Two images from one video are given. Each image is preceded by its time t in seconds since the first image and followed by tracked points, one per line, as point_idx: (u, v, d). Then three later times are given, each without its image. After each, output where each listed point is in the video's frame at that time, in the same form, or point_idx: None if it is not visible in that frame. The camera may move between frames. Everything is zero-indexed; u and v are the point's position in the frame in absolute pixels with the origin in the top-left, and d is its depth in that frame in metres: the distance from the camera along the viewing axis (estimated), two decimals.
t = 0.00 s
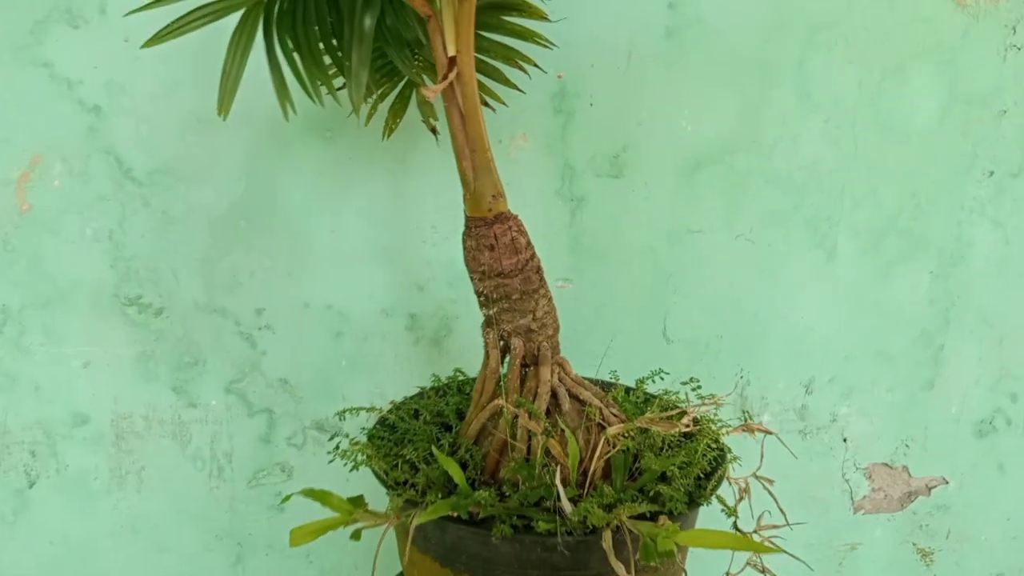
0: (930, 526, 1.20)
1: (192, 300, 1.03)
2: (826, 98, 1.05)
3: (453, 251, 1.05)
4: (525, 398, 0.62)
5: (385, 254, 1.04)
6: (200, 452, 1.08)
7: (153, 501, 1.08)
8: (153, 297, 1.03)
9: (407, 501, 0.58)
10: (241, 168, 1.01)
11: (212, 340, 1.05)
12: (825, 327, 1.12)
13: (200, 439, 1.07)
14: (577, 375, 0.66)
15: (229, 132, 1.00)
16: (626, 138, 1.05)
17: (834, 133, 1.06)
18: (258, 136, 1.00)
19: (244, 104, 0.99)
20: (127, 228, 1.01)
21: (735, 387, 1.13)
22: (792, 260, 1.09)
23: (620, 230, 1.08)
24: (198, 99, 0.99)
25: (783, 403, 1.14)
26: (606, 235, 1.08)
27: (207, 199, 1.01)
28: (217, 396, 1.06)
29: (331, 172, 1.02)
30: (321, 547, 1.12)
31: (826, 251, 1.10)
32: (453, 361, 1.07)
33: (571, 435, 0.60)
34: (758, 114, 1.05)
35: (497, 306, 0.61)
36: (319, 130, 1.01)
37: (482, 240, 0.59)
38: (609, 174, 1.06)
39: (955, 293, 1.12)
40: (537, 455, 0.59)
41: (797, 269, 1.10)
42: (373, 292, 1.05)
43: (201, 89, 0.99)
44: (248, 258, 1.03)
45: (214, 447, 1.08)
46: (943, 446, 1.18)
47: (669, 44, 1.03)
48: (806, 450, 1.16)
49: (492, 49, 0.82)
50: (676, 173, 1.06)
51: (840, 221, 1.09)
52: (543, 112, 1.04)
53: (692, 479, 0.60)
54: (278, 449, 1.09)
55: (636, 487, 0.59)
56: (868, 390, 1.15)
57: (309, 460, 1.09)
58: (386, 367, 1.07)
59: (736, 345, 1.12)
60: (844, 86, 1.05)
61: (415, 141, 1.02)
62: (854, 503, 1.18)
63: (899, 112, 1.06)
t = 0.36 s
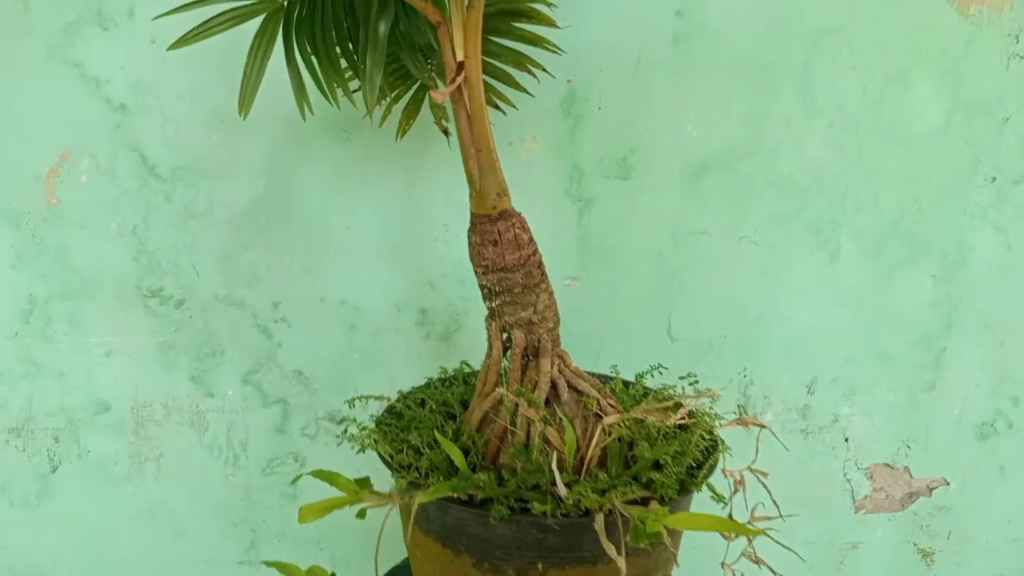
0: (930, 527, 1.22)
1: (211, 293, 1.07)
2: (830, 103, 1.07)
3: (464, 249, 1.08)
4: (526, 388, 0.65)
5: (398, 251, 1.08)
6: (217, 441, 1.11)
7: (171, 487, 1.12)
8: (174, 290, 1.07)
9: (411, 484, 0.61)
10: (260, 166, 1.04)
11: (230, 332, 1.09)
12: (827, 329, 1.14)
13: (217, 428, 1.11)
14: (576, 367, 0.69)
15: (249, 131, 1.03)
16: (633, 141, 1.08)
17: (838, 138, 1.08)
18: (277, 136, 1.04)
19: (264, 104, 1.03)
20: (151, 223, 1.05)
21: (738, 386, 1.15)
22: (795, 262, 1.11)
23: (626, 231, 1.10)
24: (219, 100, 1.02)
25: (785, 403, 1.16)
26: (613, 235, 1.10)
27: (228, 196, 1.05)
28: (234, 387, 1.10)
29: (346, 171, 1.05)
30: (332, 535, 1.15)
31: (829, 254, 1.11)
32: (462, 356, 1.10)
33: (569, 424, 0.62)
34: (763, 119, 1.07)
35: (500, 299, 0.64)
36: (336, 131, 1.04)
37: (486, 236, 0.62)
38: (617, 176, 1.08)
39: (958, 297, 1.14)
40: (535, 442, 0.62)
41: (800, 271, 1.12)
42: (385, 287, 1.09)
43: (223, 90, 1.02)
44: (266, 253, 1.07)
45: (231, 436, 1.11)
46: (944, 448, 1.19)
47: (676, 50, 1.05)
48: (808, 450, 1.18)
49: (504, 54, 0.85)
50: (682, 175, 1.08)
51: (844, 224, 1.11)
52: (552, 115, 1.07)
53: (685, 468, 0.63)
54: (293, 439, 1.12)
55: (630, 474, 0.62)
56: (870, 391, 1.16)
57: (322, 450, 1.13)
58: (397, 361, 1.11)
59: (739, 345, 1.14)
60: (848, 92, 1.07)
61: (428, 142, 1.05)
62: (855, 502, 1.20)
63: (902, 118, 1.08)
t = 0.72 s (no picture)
0: (938, 531, 1.22)
1: (228, 291, 1.10)
2: (835, 108, 1.08)
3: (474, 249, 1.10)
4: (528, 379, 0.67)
5: (409, 251, 1.10)
6: (231, 436, 1.14)
7: (187, 481, 1.15)
8: (192, 287, 1.10)
9: (414, 470, 0.63)
10: (276, 167, 1.07)
11: (246, 329, 1.11)
12: (834, 331, 1.15)
13: (231, 423, 1.14)
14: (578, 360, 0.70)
15: (266, 134, 1.06)
16: (640, 145, 1.09)
17: (843, 142, 1.09)
18: (292, 138, 1.07)
19: (280, 107, 1.06)
20: (170, 222, 1.08)
21: (745, 387, 1.16)
22: (801, 265, 1.13)
23: (633, 232, 1.12)
24: (237, 102, 1.06)
25: (791, 404, 1.16)
26: (621, 237, 1.12)
27: (244, 197, 1.08)
28: (249, 383, 1.13)
29: (358, 173, 1.08)
30: (343, 531, 1.17)
31: (835, 257, 1.12)
32: (471, 355, 1.12)
33: (569, 414, 0.64)
34: (769, 122, 1.08)
35: (503, 292, 0.66)
36: (349, 134, 1.07)
37: (489, 230, 0.64)
38: (624, 178, 1.10)
39: (964, 300, 1.14)
40: (536, 431, 0.63)
41: (806, 273, 1.13)
42: (396, 287, 1.11)
43: (241, 93, 1.05)
44: (281, 252, 1.09)
45: (245, 432, 1.14)
46: (951, 451, 1.19)
47: (682, 55, 1.07)
48: (814, 452, 1.18)
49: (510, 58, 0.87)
50: (689, 177, 1.10)
51: (850, 228, 1.11)
52: (560, 118, 1.09)
53: (683, 458, 0.64)
54: (305, 435, 1.14)
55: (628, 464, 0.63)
56: (877, 394, 1.17)
57: (333, 447, 1.15)
58: (407, 359, 1.13)
59: (745, 346, 1.15)
60: (853, 96, 1.08)
61: (438, 144, 1.07)
62: (862, 505, 1.20)
63: (907, 122, 1.09)
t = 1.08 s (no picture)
0: (936, 534, 1.22)
1: (236, 292, 1.12)
2: (830, 114, 1.11)
3: (477, 251, 1.12)
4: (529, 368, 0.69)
5: (414, 253, 1.12)
6: (237, 435, 1.15)
7: (193, 480, 1.16)
8: (201, 288, 1.12)
9: (418, 453, 0.65)
10: (284, 172, 1.10)
11: (253, 330, 1.13)
12: (830, 334, 1.16)
13: (238, 423, 1.15)
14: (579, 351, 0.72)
15: (275, 138, 1.09)
16: (640, 150, 1.12)
17: (839, 147, 1.11)
18: (301, 143, 1.10)
19: (289, 111, 1.09)
20: (181, 224, 1.10)
21: (744, 389, 1.17)
22: (799, 268, 1.14)
23: (633, 236, 1.14)
24: (247, 107, 1.08)
25: (790, 406, 1.18)
26: (621, 240, 1.14)
27: (253, 199, 1.10)
28: (256, 383, 1.14)
29: (365, 177, 1.10)
30: (346, 530, 1.18)
31: (832, 260, 1.14)
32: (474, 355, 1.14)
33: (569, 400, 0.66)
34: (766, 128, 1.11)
35: (505, 282, 0.68)
36: (356, 139, 1.10)
37: (492, 221, 0.66)
38: (624, 183, 1.13)
39: (960, 304, 1.16)
40: (538, 417, 0.65)
41: (804, 276, 1.15)
42: (401, 288, 1.13)
43: (251, 98, 1.08)
44: (289, 254, 1.12)
45: (251, 431, 1.15)
46: (949, 454, 1.20)
47: (681, 63, 1.10)
48: (812, 453, 1.19)
49: (513, 62, 0.90)
50: (688, 182, 1.12)
51: (846, 231, 1.14)
52: (562, 124, 1.11)
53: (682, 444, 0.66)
54: (309, 435, 1.16)
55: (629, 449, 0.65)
56: (875, 396, 1.18)
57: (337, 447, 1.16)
58: (410, 360, 1.14)
59: (744, 348, 1.16)
60: (848, 103, 1.11)
61: (443, 149, 1.10)
62: (860, 507, 1.21)
63: (902, 128, 1.11)
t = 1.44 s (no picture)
0: (919, 533, 1.25)
1: (235, 294, 1.15)
2: (812, 122, 1.15)
3: (471, 254, 1.15)
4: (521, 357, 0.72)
5: (409, 255, 1.15)
6: (234, 435, 1.17)
7: (190, 479, 1.18)
8: (200, 290, 1.14)
9: (414, 438, 0.68)
10: (284, 176, 1.13)
11: (251, 331, 1.15)
12: (814, 336, 1.20)
13: (235, 423, 1.17)
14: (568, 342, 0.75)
15: (275, 143, 1.12)
16: (628, 156, 1.16)
17: (820, 154, 1.16)
18: (300, 148, 1.13)
19: (288, 117, 1.12)
20: (182, 226, 1.13)
21: (730, 390, 1.20)
22: (782, 271, 1.18)
23: (622, 240, 1.17)
24: (248, 113, 1.12)
25: (775, 407, 1.21)
26: (611, 244, 1.18)
27: (253, 203, 1.13)
28: (253, 383, 1.16)
29: (362, 181, 1.14)
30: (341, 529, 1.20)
31: (815, 264, 1.18)
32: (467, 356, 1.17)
33: (559, 387, 0.68)
34: (750, 136, 1.15)
35: (498, 274, 0.71)
36: (354, 144, 1.13)
37: (486, 216, 0.69)
38: (614, 188, 1.16)
39: (939, 306, 1.19)
40: (529, 403, 0.68)
41: (788, 279, 1.18)
42: (396, 290, 1.16)
43: (252, 104, 1.12)
44: (287, 256, 1.14)
45: (248, 431, 1.17)
46: (931, 454, 1.23)
47: (668, 72, 1.14)
48: (797, 453, 1.22)
49: (506, 67, 0.94)
50: (675, 187, 1.16)
51: (828, 236, 1.17)
52: (553, 131, 1.15)
53: (666, 429, 0.69)
54: (305, 435, 1.18)
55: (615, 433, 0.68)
56: (858, 397, 1.21)
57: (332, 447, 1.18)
58: (405, 360, 1.17)
59: (731, 349, 1.19)
60: (829, 111, 1.15)
61: (438, 155, 1.13)
62: (844, 506, 1.24)
63: (881, 136, 1.15)
